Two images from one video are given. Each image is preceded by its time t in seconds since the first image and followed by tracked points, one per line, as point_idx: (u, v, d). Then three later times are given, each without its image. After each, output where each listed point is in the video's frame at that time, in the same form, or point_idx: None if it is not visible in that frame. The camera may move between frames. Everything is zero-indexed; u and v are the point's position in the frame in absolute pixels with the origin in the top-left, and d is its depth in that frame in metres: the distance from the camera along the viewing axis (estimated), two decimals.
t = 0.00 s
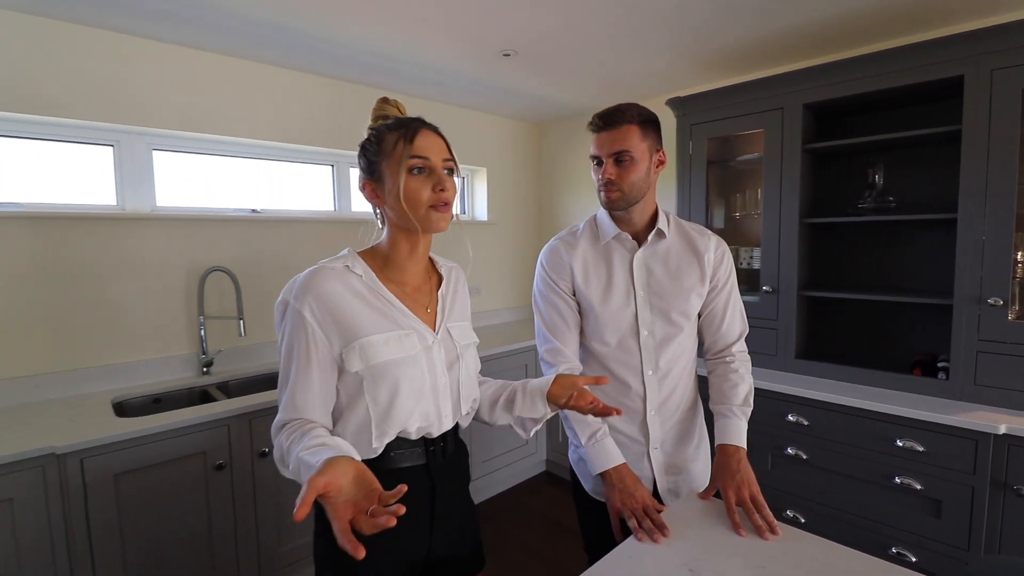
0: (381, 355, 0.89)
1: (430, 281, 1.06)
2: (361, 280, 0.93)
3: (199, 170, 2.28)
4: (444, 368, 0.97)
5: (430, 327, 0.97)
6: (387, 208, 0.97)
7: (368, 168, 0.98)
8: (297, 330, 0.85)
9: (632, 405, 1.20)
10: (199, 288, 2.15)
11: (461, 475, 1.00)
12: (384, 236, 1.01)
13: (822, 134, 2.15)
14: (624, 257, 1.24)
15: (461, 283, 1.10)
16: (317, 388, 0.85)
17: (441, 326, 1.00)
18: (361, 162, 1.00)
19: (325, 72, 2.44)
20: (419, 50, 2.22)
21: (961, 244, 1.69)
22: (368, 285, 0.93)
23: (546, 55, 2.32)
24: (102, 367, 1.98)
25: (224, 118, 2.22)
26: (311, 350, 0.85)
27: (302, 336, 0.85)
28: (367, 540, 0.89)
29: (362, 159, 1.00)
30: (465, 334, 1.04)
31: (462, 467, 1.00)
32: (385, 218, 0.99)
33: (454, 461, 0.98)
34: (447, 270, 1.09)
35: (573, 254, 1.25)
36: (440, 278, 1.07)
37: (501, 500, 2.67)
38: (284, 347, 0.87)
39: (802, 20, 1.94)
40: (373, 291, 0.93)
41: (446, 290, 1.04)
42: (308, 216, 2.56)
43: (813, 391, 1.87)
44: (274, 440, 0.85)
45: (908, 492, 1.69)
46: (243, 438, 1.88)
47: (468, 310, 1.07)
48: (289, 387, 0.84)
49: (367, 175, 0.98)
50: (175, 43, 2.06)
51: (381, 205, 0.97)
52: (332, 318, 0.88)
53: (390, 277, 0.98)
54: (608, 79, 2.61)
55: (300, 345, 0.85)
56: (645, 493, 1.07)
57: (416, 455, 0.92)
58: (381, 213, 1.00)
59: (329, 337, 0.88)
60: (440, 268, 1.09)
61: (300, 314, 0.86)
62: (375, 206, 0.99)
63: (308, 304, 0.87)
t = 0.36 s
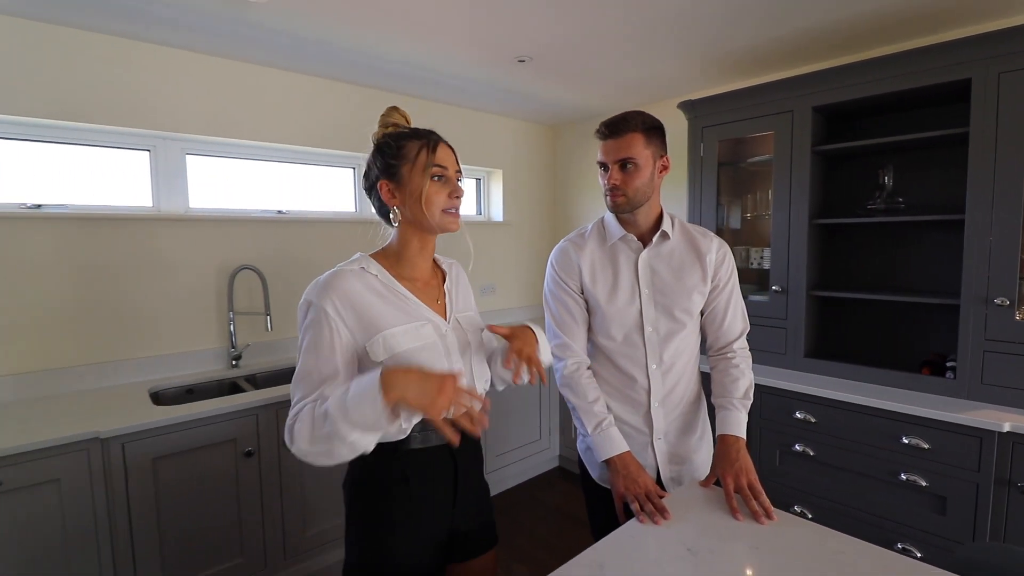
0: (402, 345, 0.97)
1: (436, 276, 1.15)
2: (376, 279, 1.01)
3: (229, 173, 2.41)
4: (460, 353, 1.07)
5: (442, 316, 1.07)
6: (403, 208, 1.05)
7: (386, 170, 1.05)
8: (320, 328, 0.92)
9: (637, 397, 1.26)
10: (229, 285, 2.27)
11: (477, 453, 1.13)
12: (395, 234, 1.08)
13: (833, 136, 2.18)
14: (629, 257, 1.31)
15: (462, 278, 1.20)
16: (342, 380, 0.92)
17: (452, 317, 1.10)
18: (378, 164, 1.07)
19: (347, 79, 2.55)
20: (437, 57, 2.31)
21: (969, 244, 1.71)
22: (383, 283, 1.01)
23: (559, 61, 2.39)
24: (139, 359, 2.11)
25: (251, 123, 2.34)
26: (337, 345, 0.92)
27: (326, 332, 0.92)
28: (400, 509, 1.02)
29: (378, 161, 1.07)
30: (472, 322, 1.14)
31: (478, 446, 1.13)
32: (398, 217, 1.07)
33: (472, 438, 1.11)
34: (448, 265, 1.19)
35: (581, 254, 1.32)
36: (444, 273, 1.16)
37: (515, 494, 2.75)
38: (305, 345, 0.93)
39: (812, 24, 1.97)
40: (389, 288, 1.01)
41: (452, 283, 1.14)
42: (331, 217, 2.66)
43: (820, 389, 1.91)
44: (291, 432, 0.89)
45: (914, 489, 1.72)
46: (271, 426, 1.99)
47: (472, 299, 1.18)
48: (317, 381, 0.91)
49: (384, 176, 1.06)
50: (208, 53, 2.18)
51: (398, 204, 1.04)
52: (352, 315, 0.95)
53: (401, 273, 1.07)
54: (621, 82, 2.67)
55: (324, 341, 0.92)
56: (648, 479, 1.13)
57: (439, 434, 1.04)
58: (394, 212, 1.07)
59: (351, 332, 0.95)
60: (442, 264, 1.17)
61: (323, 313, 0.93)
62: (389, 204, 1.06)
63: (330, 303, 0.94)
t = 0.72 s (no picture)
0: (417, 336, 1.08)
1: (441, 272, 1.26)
2: (390, 276, 1.11)
3: (251, 176, 2.54)
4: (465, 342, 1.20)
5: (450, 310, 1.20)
6: (413, 211, 1.14)
7: (398, 175, 1.14)
8: (345, 324, 1.02)
9: (635, 387, 1.35)
10: (252, 283, 2.40)
11: (484, 437, 1.23)
12: (406, 234, 1.17)
13: (833, 139, 2.24)
14: (629, 256, 1.39)
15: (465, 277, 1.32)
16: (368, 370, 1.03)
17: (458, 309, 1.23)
18: (389, 169, 1.16)
19: (363, 85, 2.67)
20: (449, 63, 2.41)
21: (962, 243, 1.77)
22: (396, 280, 1.11)
23: (566, 66, 2.48)
24: (169, 352, 2.24)
25: (272, 128, 2.47)
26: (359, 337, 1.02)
27: (350, 329, 1.02)
28: (415, 491, 1.11)
29: (390, 166, 1.16)
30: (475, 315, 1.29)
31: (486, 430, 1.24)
32: (408, 218, 1.16)
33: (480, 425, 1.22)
34: (453, 263, 1.31)
35: (583, 253, 1.41)
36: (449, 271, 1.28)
37: (523, 485, 2.84)
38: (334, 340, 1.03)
39: (810, 30, 2.04)
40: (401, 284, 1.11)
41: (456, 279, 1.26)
42: (347, 218, 2.78)
43: (817, 384, 1.98)
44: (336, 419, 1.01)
45: (908, 481, 1.78)
46: (292, 416, 2.11)
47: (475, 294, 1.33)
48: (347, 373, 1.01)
49: (396, 181, 1.15)
50: (233, 63, 2.31)
51: (408, 207, 1.13)
52: (371, 309, 1.06)
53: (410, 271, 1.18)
54: (626, 87, 2.74)
55: (350, 336, 1.02)
56: (644, 463, 1.21)
57: (451, 418, 1.16)
58: (404, 214, 1.16)
59: (372, 327, 1.05)
60: (447, 263, 1.29)
61: (345, 307, 1.03)
62: (399, 206, 1.15)
63: (351, 298, 1.04)
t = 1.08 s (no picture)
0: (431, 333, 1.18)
1: (453, 272, 1.36)
2: (407, 278, 1.21)
3: (277, 182, 2.68)
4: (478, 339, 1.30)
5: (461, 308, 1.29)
6: (429, 215, 1.24)
7: (414, 182, 1.25)
8: (364, 323, 1.12)
9: (636, 381, 1.43)
10: (277, 283, 2.53)
11: (495, 428, 1.33)
12: (422, 237, 1.27)
13: (839, 142, 2.29)
14: (632, 257, 1.47)
15: (475, 275, 1.41)
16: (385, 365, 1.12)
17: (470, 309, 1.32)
18: (406, 177, 1.26)
19: (381, 93, 2.79)
20: (463, 72, 2.51)
21: (962, 245, 1.81)
22: (412, 281, 1.21)
23: (576, 73, 2.56)
24: (200, 347, 2.39)
25: (296, 136, 2.60)
26: (377, 335, 1.12)
27: (368, 327, 1.12)
28: (431, 477, 1.21)
29: (407, 175, 1.26)
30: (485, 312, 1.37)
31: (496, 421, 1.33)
32: (424, 222, 1.25)
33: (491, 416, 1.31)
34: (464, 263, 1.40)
35: (588, 255, 1.49)
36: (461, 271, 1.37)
37: (535, 479, 2.93)
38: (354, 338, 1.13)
39: (814, 36, 2.09)
40: (416, 285, 1.21)
41: (467, 279, 1.36)
42: (367, 220, 2.90)
43: (820, 382, 2.03)
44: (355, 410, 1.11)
45: (908, 477, 1.84)
46: (315, 408, 2.24)
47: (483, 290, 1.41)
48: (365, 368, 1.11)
49: (412, 188, 1.25)
50: (260, 73, 2.44)
51: (424, 212, 1.24)
52: (388, 308, 1.16)
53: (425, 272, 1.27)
54: (635, 92, 2.82)
55: (368, 334, 1.12)
56: (643, 452, 1.29)
57: (465, 409, 1.26)
58: (420, 219, 1.25)
59: (388, 325, 1.15)
60: (458, 263, 1.38)
61: (364, 308, 1.13)
62: (416, 211, 1.25)
63: (369, 300, 1.14)
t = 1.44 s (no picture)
0: (436, 334, 1.25)
1: (465, 275, 1.43)
2: (417, 281, 1.30)
3: (297, 186, 2.80)
4: (484, 341, 1.35)
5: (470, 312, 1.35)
6: (444, 219, 1.32)
7: (431, 189, 1.33)
8: (375, 323, 1.23)
9: (637, 378, 1.50)
10: (298, 283, 2.65)
11: (501, 423, 1.40)
12: (437, 240, 1.35)
13: (844, 146, 2.32)
14: (633, 260, 1.54)
15: (489, 276, 1.47)
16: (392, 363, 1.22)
17: (478, 311, 1.38)
18: (423, 184, 1.34)
19: (396, 100, 2.89)
20: (474, 79, 2.60)
21: (962, 248, 1.84)
22: (423, 284, 1.30)
23: (584, 79, 2.63)
24: (225, 343, 2.51)
25: (315, 142, 2.72)
26: (386, 335, 1.22)
27: (379, 327, 1.23)
28: (439, 468, 1.29)
29: (424, 182, 1.34)
30: (495, 315, 1.42)
31: (502, 416, 1.40)
32: (439, 226, 1.33)
33: (496, 412, 1.38)
34: (477, 266, 1.47)
35: (592, 257, 1.56)
36: (473, 273, 1.45)
37: (544, 474, 3.01)
38: (367, 336, 1.25)
39: (817, 42, 2.13)
40: (425, 287, 1.29)
41: (478, 282, 1.42)
42: (383, 222, 3.01)
43: (822, 381, 2.08)
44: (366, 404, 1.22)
45: (907, 474, 1.88)
46: (333, 403, 2.34)
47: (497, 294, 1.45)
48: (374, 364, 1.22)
49: (429, 194, 1.33)
50: (280, 82, 2.56)
51: (441, 217, 1.32)
52: (398, 311, 1.26)
53: (438, 273, 1.35)
54: (643, 97, 2.88)
55: (378, 333, 1.22)
56: (642, 445, 1.37)
57: (471, 407, 1.32)
58: (436, 223, 1.33)
59: (398, 326, 1.25)
60: (472, 266, 1.46)
61: (376, 310, 1.23)
62: (432, 216, 1.33)
63: (381, 302, 1.24)
